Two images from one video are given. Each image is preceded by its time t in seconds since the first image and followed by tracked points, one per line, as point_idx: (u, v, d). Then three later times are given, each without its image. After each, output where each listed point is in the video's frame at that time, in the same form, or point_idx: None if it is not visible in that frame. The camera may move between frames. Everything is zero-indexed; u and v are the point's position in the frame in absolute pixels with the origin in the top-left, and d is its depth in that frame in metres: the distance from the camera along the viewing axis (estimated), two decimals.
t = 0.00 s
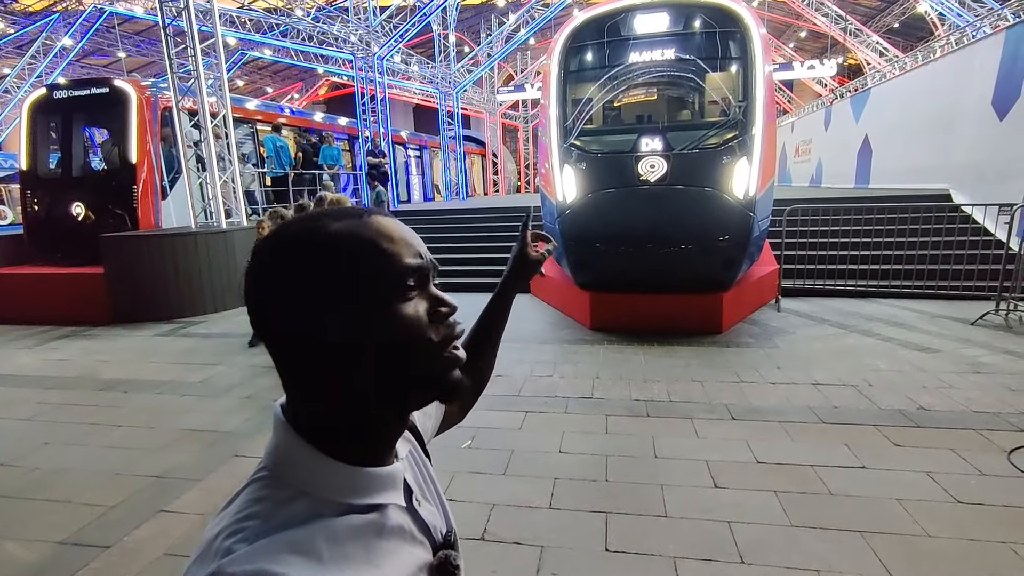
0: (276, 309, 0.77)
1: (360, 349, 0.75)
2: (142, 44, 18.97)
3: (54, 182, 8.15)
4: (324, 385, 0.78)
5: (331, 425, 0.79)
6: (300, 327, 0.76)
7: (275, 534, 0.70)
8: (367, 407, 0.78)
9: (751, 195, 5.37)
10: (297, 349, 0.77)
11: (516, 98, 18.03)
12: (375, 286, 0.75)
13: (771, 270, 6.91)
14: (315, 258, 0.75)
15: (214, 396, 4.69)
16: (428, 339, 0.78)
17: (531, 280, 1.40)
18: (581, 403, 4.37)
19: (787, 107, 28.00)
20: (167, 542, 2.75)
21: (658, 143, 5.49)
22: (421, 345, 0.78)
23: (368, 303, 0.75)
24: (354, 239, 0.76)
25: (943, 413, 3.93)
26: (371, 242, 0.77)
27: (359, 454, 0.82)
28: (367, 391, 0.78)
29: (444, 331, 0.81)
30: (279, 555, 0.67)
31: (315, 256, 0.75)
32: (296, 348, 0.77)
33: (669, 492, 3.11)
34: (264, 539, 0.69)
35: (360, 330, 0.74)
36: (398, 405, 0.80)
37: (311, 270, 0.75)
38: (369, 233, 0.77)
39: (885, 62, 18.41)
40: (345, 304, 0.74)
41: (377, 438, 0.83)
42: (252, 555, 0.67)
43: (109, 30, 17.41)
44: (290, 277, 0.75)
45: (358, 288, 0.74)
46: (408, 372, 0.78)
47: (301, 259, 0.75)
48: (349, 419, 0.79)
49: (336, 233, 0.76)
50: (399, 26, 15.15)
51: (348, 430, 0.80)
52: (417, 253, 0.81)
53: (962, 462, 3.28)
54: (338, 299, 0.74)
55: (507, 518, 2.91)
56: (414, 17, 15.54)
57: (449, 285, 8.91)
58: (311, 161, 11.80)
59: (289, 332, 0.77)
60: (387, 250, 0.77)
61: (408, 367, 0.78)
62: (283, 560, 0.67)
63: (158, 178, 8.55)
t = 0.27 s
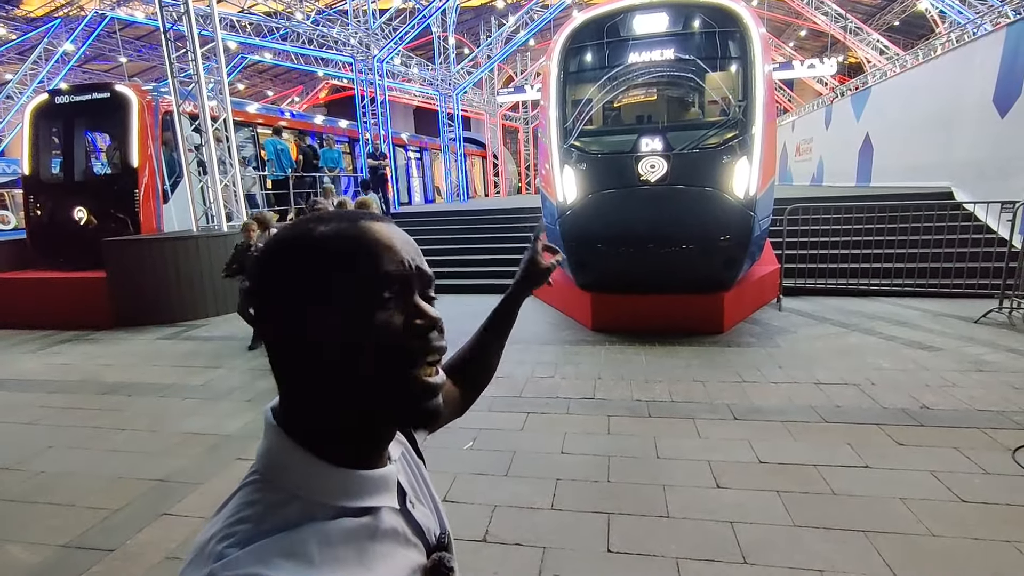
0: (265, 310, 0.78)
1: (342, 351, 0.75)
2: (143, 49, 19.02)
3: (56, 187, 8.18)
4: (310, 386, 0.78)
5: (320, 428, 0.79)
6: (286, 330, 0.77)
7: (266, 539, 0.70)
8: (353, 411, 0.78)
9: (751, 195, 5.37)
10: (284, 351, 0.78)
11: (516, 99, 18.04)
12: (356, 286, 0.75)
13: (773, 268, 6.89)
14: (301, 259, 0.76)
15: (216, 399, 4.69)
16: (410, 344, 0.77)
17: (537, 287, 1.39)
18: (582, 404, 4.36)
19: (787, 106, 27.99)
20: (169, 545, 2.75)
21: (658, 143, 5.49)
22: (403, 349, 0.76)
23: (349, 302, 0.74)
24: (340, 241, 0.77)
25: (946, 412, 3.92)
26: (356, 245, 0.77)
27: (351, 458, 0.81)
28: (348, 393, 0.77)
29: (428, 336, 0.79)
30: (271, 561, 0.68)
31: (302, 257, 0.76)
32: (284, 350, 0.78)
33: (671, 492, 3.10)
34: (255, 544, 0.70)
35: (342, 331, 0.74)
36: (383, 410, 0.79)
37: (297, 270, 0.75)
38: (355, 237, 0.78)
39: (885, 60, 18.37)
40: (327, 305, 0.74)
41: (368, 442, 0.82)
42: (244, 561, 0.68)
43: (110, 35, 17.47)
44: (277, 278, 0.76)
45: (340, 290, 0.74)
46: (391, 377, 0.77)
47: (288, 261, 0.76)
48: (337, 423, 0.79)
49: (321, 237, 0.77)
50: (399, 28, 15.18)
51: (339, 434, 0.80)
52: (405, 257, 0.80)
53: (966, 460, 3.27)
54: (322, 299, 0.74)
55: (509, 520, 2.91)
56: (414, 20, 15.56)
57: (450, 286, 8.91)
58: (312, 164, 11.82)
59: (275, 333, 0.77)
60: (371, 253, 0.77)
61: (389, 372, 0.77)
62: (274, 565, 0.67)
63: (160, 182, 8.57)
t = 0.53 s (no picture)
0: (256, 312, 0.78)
1: (330, 348, 0.75)
2: (145, 52, 19.10)
3: (60, 190, 8.22)
4: (304, 385, 0.78)
5: (317, 425, 0.80)
6: (276, 330, 0.77)
7: (267, 537, 0.70)
8: (345, 407, 0.78)
9: (753, 194, 5.36)
10: (276, 351, 0.78)
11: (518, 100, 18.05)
12: (341, 283, 0.75)
13: (775, 268, 6.88)
14: (287, 261, 0.76)
15: (219, 401, 4.71)
16: (399, 338, 0.77)
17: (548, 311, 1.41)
18: (584, 404, 4.36)
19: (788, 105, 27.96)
20: (172, 547, 2.75)
21: (659, 143, 5.50)
22: (392, 344, 0.76)
23: (335, 299, 0.74)
24: (326, 241, 0.77)
25: (949, 411, 3.90)
26: (340, 243, 0.77)
27: (349, 455, 0.82)
28: (340, 390, 0.77)
29: (418, 330, 0.78)
30: (272, 558, 0.67)
31: (287, 259, 0.76)
32: (276, 350, 0.78)
33: (674, 493, 3.10)
34: (256, 542, 0.69)
35: (330, 329, 0.74)
36: (377, 406, 0.78)
37: (284, 271, 0.76)
38: (340, 235, 0.78)
39: (887, 59, 18.34)
40: (314, 303, 0.74)
41: (365, 438, 0.82)
42: (246, 558, 0.67)
43: (113, 39, 17.53)
44: (265, 280, 0.77)
45: (326, 287, 0.75)
46: (382, 373, 0.77)
47: (275, 263, 0.77)
48: (333, 421, 0.79)
49: (307, 236, 0.77)
50: (399, 29, 15.20)
51: (337, 432, 0.80)
52: (393, 254, 0.80)
53: (970, 460, 3.26)
54: (309, 296, 0.75)
55: (512, 520, 2.91)
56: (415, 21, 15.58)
57: (452, 287, 8.92)
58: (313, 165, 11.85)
59: (266, 334, 0.78)
60: (357, 250, 0.77)
61: (380, 368, 0.76)
62: (275, 563, 0.67)
63: (162, 185, 8.59)
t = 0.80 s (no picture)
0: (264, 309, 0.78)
1: (337, 347, 0.75)
2: (148, 54, 19.18)
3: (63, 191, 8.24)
4: (309, 383, 0.78)
5: (321, 426, 0.80)
6: (281, 328, 0.78)
7: (271, 539, 0.70)
8: (349, 406, 0.78)
9: (756, 195, 5.36)
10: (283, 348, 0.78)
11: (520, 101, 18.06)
12: (351, 283, 0.74)
13: (777, 269, 6.86)
14: (298, 259, 0.76)
15: (222, 402, 4.71)
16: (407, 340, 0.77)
17: (550, 306, 1.41)
18: (586, 406, 4.36)
19: (790, 106, 28.01)
20: (175, 547, 2.76)
21: (661, 144, 5.49)
22: (400, 345, 0.76)
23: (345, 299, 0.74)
24: (330, 237, 0.76)
25: (953, 413, 3.89)
26: (352, 243, 0.77)
27: (352, 456, 0.82)
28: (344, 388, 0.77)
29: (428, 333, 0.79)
30: (276, 561, 0.67)
31: (298, 256, 0.76)
32: (283, 347, 0.78)
33: (677, 494, 3.09)
34: (260, 544, 0.69)
35: (337, 330, 0.74)
36: (381, 405, 0.78)
37: (294, 269, 0.76)
38: (352, 234, 0.78)
39: (890, 60, 18.33)
40: (325, 302, 0.74)
41: (369, 439, 0.82)
42: (250, 561, 0.67)
43: (116, 41, 17.58)
44: (275, 278, 0.77)
45: (336, 287, 0.74)
46: (386, 371, 0.76)
47: (285, 260, 0.77)
48: (336, 419, 0.79)
49: (318, 235, 0.77)
50: (401, 31, 15.22)
51: (340, 432, 0.80)
52: (397, 252, 0.79)
53: (974, 462, 3.25)
54: (319, 295, 0.74)
55: (514, 521, 2.91)
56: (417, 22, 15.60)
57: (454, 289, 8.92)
58: (315, 167, 11.87)
59: (273, 331, 0.78)
60: (369, 250, 0.77)
61: (384, 366, 0.76)
62: (279, 565, 0.67)
63: (165, 186, 8.60)
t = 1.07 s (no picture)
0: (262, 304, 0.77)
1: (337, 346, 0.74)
2: (149, 55, 19.21)
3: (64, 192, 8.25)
4: (308, 381, 0.78)
5: (320, 425, 0.79)
6: (276, 324, 0.77)
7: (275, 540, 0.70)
8: (346, 405, 0.77)
9: (756, 197, 5.36)
10: (281, 344, 0.77)
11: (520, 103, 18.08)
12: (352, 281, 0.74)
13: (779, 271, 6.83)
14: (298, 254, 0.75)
15: (223, 403, 4.71)
16: (407, 342, 0.76)
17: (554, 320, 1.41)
18: (587, 407, 4.36)
19: (790, 108, 28.07)
20: (176, 549, 2.75)
21: (662, 146, 5.45)
22: (400, 346, 0.75)
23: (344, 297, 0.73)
24: (329, 235, 0.75)
25: (954, 415, 3.89)
26: (354, 241, 0.76)
27: (354, 457, 0.81)
28: (341, 386, 0.76)
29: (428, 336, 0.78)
30: (281, 560, 0.67)
31: (298, 251, 0.75)
32: (281, 343, 0.77)
33: (678, 496, 3.09)
34: (264, 545, 0.69)
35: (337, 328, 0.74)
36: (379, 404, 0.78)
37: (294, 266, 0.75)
38: (354, 232, 0.77)
39: (890, 62, 18.37)
40: (324, 298, 0.74)
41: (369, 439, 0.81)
42: (254, 561, 0.67)
43: (118, 42, 17.62)
44: (274, 274, 0.76)
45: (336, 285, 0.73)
46: (383, 372, 0.76)
47: (285, 255, 0.76)
48: (333, 418, 0.78)
49: (320, 231, 0.76)
50: (403, 33, 15.24)
51: (340, 432, 0.79)
52: (397, 251, 0.78)
53: (976, 464, 3.25)
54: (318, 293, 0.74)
55: (516, 523, 2.91)
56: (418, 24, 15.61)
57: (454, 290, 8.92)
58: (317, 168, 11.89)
59: (271, 327, 0.77)
60: (371, 249, 0.76)
61: (381, 367, 0.75)
62: (284, 564, 0.66)
63: (166, 187, 8.60)
